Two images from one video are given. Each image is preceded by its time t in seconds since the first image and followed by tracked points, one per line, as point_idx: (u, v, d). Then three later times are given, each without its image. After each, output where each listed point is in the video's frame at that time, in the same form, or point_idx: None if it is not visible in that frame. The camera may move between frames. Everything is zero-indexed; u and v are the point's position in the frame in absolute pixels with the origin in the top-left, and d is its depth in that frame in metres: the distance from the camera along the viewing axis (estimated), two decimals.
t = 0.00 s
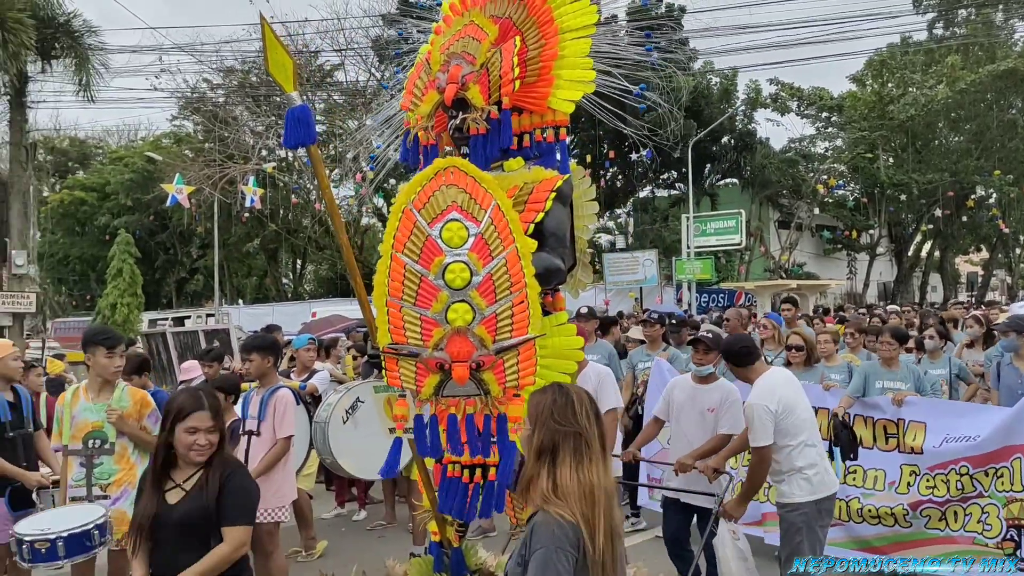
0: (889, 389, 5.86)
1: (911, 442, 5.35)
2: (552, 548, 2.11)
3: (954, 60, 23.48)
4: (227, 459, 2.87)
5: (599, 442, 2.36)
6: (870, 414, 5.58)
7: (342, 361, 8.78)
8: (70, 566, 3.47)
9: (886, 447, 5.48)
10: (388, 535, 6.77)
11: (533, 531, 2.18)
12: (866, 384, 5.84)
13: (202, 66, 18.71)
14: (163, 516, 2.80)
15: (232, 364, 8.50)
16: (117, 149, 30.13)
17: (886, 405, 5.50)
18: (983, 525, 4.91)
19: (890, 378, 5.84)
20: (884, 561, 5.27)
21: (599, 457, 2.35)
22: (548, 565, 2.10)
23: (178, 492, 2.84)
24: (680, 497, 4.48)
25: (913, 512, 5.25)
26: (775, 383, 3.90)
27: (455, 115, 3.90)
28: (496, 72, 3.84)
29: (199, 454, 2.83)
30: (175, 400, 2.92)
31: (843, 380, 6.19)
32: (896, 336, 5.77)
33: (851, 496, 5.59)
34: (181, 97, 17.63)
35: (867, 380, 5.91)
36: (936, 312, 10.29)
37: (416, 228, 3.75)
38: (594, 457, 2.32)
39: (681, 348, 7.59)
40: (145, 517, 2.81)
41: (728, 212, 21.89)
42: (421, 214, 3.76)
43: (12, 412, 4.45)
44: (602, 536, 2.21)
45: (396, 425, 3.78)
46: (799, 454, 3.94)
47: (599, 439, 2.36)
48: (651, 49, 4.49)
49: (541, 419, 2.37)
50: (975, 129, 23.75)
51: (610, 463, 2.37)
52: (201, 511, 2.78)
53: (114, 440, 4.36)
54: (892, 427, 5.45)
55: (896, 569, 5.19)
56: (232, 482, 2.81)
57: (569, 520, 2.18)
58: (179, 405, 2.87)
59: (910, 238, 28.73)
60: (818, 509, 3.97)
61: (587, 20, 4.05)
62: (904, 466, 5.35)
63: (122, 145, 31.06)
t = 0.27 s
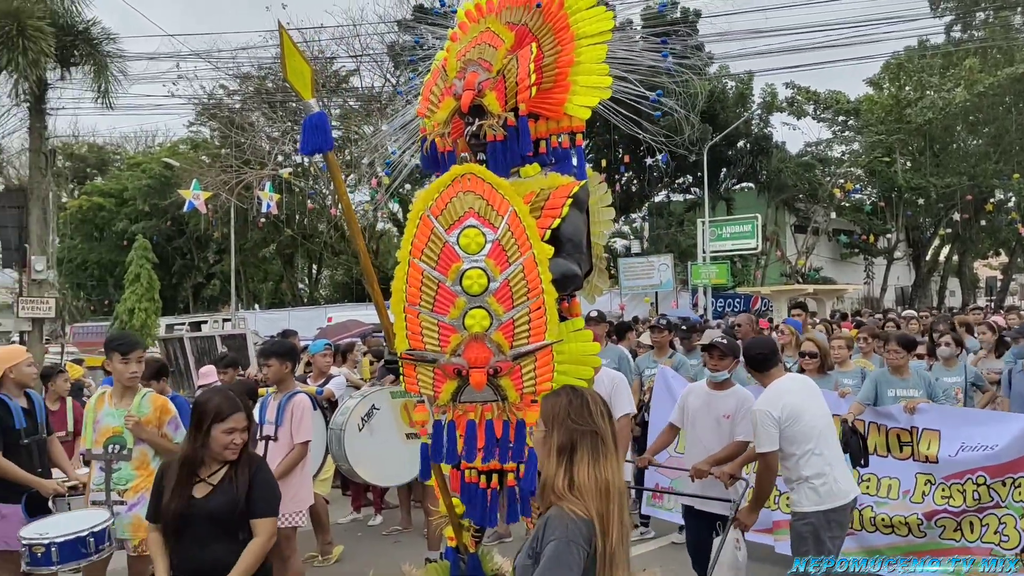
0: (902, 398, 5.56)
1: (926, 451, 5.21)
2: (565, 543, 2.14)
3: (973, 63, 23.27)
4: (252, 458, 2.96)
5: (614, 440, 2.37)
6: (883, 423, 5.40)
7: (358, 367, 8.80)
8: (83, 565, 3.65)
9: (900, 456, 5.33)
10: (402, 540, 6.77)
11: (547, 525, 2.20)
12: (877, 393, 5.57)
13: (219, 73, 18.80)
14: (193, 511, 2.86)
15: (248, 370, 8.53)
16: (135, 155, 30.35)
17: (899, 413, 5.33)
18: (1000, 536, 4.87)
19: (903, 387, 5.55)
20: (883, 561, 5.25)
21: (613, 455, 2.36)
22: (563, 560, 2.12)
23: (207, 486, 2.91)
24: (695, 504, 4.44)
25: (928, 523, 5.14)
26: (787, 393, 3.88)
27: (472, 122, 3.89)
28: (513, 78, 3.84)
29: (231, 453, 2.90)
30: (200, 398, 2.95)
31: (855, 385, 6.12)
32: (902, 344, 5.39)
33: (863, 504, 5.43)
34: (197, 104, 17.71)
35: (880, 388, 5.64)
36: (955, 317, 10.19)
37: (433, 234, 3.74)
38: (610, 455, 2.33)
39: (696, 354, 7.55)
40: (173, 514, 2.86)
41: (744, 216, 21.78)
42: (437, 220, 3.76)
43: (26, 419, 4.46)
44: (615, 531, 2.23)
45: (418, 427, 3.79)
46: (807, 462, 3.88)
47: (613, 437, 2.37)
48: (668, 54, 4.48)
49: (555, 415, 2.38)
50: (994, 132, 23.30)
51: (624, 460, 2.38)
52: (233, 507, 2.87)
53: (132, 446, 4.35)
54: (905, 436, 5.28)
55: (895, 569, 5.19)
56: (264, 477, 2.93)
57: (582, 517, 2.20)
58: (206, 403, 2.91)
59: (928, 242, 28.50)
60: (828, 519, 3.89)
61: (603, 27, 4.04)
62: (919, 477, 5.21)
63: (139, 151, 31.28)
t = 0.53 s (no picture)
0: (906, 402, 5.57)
1: (937, 460, 5.17)
2: (580, 546, 2.20)
3: (985, 67, 23.21)
4: (276, 463, 2.95)
5: (625, 444, 2.43)
6: (890, 430, 5.35)
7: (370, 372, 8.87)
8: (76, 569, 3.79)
9: (910, 465, 5.28)
10: (415, 545, 6.83)
11: (561, 528, 2.26)
12: (882, 399, 5.54)
13: (233, 80, 18.96)
14: (224, 520, 2.86)
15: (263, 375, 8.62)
16: (149, 161, 30.60)
17: (908, 421, 5.28)
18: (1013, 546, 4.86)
19: (906, 392, 5.53)
20: (882, 560, 5.23)
21: (623, 459, 2.42)
22: (579, 562, 2.18)
23: (235, 495, 2.89)
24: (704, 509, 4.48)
25: (940, 534, 5.12)
26: (800, 400, 3.93)
27: (486, 130, 3.96)
28: (526, 86, 3.90)
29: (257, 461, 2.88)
30: (221, 407, 2.93)
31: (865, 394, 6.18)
32: (903, 349, 5.35)
33: (872, 514, 5.38)
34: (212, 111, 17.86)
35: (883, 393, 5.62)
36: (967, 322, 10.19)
37: (448, 240, 3.82)
38: (621, 459, 2.39)
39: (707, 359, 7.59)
40: (206, 523, 2.85)
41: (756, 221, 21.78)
42: (453, 226, 3.83)
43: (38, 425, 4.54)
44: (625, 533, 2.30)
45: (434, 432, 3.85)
46: (816, 468, 3.92)
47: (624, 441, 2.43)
48: (679, 61, 4.54)
49: (567, 419, 2.43)
50: (1007, 136, 23.29)
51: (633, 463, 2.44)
52: (265, 515, 2.87)
53: (143, 452, 4.42)
54: (915, 444, 5.24)
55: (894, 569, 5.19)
56: (290, 482, 2.93)
57: (595, 521, 2.25)
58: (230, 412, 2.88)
59: (941, 247, 28.39)
60: (838, 526, 3.92)
61: (615, 36, 4.10)
62: (929, 486, 5.17)
63: (154, 157, 31.54)
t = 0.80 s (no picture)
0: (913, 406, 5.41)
1: (938, 466, 5.02)
2: (586, 531, 2.17)
3: (994, 69, 23.14)
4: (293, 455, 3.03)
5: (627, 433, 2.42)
6: (894, 434, 5.18)
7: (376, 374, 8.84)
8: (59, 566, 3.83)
9: (910, 471, 5.12)
10: (421, 547, 6.79)
11: (565, 514, 2.23)
12: (888, 402, 5.39)
13: (239, 83, 19.00)
14: (249, 512, 2.84)
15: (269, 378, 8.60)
16: (156, 164, 30.69)
17: (913, 427, 5.12)
18: (1009, 556, 4.67)
19: (914, 395, 5.38)
20: (882, 560, 5.06)
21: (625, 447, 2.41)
22: (585, 547, 2.16)
23: (259, 487, 2.88)
24: (705, 512, 4.43)
25: (939, 542, 4.95)
26: (804, 402, 3.89)
27: (492, 132, 3.93)
28: (533, 88, 3.86)
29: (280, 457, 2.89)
30: (243, 404, 2.91)
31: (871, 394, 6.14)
32: (909, 353, 5.16)
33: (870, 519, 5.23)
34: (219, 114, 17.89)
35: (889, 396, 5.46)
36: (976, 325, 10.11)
37: (455, 242, 3.78)
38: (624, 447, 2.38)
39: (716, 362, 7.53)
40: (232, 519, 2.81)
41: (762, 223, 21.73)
42: (461, 228, 3.80)
43: (44, 428, 4.50)
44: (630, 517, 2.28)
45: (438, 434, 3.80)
46: (821, 472, 3.87)
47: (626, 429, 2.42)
48: (685, 63, 4.48)
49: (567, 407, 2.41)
50: (1016, 138, 23.22)
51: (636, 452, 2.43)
52: (288, 505, 2.92)
53: (141, 453, 4.36)
54: (918, 450, 5.09)
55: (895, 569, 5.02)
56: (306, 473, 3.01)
57: (601, 506, 2.23)
58: (258, 408, 2.87)
59: (949, 249, 28.29)
60: (845, 531, 3.86)
61: (622, 38, 4.06)
62: (929, 493, 5.01)
63: (161, 160, 31.64)
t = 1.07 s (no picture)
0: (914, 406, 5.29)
1: (936, 470, 4.99)
2: (589, 518, 2.16)
3: (995, 69, 23.11)
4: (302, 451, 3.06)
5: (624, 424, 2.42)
6: (895, 438, 5.12)
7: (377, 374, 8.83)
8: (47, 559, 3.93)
9: (907, 473, 5.09)
10: (422, 546, 6.78)
11: (567, 503, 2.22)
12: (889, 401, 5.24)
13: (240, 83, 18.99)
14: (265, 510, 2.86)
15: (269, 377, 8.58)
16: (156, 164, 30.70)
17: (913, 429, 5.06)
18: (1003, 556, 4.70)
19: (915, 396, 5.26)
20: (881, 560, 5.05)
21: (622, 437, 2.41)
22: (589, 531, 2.15)
23: (272, 484, 2.91)
24: (699, 511, 4.40)
25: (934, 545, 4.92)
26: (810, 396, 3.87)
27: (492, 130, 3.90)
28: (533, 86, 3.83)
29: (285, 452, 2.92)
30: (249, 401, 2.94)
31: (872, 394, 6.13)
32: (913, 354, 5.04)
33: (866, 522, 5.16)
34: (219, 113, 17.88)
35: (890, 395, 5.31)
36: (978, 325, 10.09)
37: (455, 242, 3.76)
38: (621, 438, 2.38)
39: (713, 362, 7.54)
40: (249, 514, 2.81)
41: (763, 223, 21.71)
42: (460, 226, 3.77)
43: (46, 427, 4.47)
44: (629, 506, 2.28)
45: (437, 434, 3.77)
46: (824, 469, 3.83)
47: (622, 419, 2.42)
48: (685, 62, 4.45)
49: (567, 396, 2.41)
50: (1017, 138, 23.22)
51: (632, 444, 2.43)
52: (301, 502, 2.95)
53: (134, 451, 4.33)
54: (915, 454, 5.05)
55: (896, 569, 4.99)
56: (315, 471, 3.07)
57: (604, 495, 2.22)
58: (259, 403, 2.91)
59: (950, 249, 28.27)
60: (846, 529, 3.83)
61: (622, 37, 4.03)
62: (926, 497, 4.98)
63: (161, 159, 31.62)
